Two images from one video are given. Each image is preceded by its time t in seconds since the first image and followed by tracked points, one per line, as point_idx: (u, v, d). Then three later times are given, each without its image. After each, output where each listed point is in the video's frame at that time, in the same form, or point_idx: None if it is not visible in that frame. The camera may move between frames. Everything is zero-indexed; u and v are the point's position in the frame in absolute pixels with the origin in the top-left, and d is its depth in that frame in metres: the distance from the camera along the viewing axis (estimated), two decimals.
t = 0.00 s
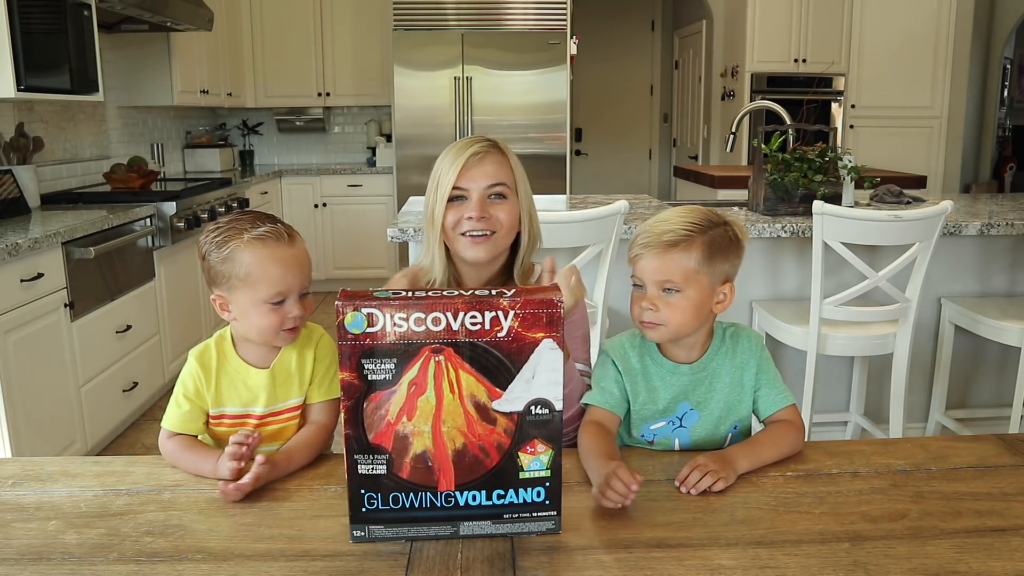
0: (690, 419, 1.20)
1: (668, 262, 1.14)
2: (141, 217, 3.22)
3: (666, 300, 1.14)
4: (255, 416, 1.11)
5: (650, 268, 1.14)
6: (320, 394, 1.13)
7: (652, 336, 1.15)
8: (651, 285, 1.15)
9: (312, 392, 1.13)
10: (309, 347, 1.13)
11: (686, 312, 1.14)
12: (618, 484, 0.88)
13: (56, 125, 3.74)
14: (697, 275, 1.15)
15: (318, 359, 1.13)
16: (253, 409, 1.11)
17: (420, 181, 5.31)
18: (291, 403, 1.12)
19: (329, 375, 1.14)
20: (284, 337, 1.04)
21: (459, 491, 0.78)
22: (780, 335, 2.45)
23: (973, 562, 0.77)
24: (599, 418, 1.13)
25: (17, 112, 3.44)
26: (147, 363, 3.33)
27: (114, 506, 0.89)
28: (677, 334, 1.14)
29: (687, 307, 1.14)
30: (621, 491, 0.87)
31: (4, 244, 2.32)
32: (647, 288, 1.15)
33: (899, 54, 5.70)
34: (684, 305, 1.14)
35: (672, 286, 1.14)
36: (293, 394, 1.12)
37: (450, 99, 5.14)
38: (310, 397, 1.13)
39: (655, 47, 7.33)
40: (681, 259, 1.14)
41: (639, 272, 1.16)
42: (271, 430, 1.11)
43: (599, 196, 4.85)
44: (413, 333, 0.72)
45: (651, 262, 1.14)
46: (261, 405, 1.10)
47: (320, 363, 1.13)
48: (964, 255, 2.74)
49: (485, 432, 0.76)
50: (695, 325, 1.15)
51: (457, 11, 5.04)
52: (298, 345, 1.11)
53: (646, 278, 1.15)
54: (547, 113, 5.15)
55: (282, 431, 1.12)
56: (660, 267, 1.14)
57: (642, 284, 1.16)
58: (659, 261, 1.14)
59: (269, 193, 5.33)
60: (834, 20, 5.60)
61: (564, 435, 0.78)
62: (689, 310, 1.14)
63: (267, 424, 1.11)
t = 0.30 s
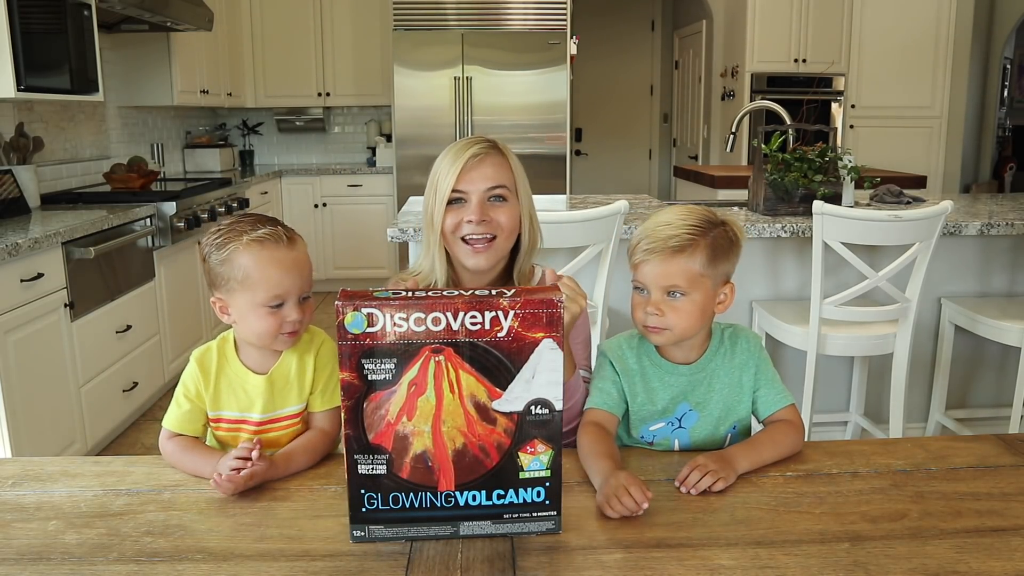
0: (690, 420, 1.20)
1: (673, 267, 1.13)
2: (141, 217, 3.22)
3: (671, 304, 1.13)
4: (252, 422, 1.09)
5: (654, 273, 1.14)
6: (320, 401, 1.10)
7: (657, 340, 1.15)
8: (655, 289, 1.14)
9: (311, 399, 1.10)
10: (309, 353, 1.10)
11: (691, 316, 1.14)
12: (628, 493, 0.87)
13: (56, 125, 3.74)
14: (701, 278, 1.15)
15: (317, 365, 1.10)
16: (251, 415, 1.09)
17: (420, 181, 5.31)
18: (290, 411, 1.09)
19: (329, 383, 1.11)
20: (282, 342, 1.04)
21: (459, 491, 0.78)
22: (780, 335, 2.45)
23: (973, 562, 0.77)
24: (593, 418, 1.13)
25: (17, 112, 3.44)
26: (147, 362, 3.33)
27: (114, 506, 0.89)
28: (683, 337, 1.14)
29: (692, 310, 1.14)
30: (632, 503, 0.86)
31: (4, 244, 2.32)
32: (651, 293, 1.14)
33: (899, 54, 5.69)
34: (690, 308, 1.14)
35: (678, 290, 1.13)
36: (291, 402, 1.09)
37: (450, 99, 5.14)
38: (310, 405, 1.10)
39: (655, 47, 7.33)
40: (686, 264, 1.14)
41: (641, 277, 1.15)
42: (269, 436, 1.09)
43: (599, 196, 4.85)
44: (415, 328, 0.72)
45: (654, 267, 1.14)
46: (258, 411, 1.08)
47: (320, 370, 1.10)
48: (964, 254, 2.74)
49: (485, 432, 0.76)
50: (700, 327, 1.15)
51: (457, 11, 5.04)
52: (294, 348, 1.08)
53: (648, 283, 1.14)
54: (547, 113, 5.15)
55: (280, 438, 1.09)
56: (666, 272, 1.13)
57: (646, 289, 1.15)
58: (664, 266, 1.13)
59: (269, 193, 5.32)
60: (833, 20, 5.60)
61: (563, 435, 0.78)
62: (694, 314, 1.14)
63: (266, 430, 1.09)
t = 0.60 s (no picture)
0: (690, 420, 1.20)
1: (679, 267, 1.13)
2: (141, 217, 3.22)
3: (678, 304, 1.13)
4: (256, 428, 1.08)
5: (660, 273, 1.13)
6: (325, 407, 1.09)
7: (662, 340, 1.14)
8: (660, 289, 1.14)
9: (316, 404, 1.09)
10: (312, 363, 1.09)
11: (697, 315, 1.14)
12: (627, 490, 0.87)
13: (56, 125, 3.74)
14: (706, 277, 1.15)
15: (320, 371, 1.09)
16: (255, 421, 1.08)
17: (420, 181, 5.31)
18: (295, 417, 1.08)
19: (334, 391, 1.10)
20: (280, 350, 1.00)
21: (459, 491, 0.78)
22: (780, 335, 2.45)
23: (973, 562, 0.77)
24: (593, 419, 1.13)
25: (17, 112, 3.44)
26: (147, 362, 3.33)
27: (114, 506, 0.89)
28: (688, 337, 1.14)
29: (698, 309, 1.14)
30: (632, 501, 0.86)
31: (4, 244, 2.32)
32: (657, 293, 1.14)
33: (899, 54, 5.69)
34: (695, 308, 1.14)
35: (684, 290, 1.13)
36: (297, 408, 1.08)
37: (450, 99, 5.14)
38: (316, 410, 1.09)
39: (655, 47, 7.33)
40: (690, 264, 1.14)
41: (646, 278, 1.15)
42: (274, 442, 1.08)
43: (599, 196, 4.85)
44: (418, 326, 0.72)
45: (660, 267, 1.13)
46: (263, 418, 1.07)
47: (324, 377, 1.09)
48: (964, 254, 2.74)
49: (485, 432, 0.76)
50: (705, 326, 1.15)
51: (457, 11, 5.04)
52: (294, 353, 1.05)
53: (654, 283, 1.14)
54: (547, 113, 5.15)
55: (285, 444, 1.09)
56: (672, 273, 1.13)
57: (651, 289, 1.14)
58: (670, 266, 1.13)
59: (269, 193, 5.33)
60: (834, 20, 5.60)
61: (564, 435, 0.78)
62: (699, 314, 1.14)
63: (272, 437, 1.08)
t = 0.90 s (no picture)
0: (691, 420, 1.20)
1: (683, 265, 1.13)
2: (141, 217, 3.22)
3: (683, 302, 1.13)
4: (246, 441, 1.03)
5: (664, 271, 1.13)
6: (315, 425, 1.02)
7: (666, 339, 1.14)
8: (665, 288, 1.14)
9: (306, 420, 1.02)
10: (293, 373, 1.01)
11: (702, 314, 1.14)
12: (626, 490, 0.87)
13: (56, 125, 3.74)
14: (710, 275, 1.15)
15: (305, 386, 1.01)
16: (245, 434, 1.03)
17: (420, 181, 5.31)
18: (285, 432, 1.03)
19: (322, 400, 1.03)
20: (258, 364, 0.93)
21: (459, 491, 0.78)
22: (780, 335, 2.45)
23: (973, 562, 0.77)
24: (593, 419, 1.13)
25: (17, 112, 3.44)
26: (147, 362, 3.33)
27: (114, 506, 0.89)
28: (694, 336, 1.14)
29: (702, 307, 1.14)
30: (631, 501, 0.86)
31: (4, 244, 2.32)
32: (662, 292, 1.14)
33: (900, 54, 5.69)
34: (700, 306, 1.14)
35: (689, 287, 1.13)
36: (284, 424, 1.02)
37: (450, 99, 5.14)
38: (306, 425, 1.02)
39: (655, 47, 7.34)
40: (694, 262, 1.14)
41: (651, 277, 1.14)
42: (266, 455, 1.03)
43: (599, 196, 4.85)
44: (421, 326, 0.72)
45: (665, 266, 1.13)
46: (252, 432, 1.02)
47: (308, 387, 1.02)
48: (964, 254, 2.74)
49: (485, 432, 0.76)
50: (709, 324, 1.15)
51: (457, 11, 5.04)
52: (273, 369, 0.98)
53: (658, 282, 1.14)
54: (547, 113, 5.15)
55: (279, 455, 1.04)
56: (676, 271, 1.13)
57: (655, 288, 1.14)
58: (674, 264, 1.13)
59: (269, 193, 5.33)
60: (834, 20, 5.60)
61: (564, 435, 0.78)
62: (703, 312, 1.14)
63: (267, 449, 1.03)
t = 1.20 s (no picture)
0: (691, 420, 1.20)
1: (684, 263, 1.13)
2: (141, 217, 3.22)
3: (685, 300, 1.13)
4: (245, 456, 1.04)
5: (665, 268, 1.13)
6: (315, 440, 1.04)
7: (669, 337, 1.14)
8: (666, 287, 1.14)
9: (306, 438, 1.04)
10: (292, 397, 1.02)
11: (704, 312, 1.14)
12: (622, 490, 0.86)
13: (56, 125, 3.74)
14: (711, 272, 1.15)
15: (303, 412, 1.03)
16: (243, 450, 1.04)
17: (420, 181, 5.31)
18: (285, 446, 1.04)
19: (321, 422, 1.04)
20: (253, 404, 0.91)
21: (459, 491, 0.78)
22: (780, 335, 2.45)
23: (973, 562, 0.77)
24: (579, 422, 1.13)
25: (16, 112, 3.44)
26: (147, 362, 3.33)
27: (114, 506, 0.89)
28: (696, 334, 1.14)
29: (704, 306, 1.14)
30: (627, 499, 0.85)
31: (4, 244, 2.32)
32: (663, 290, 1.14)
33: (899, 54, 5.69)
34: (702, 303, 1.14)
35: (690, 286, 1.13)
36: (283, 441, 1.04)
37: (450, 99, 5.14)
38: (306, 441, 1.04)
39: (655, 48, 7.34)
40: (695, 260, 1.14)
41: (652, 275, 1.15)
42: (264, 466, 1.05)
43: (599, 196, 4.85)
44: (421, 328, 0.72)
45: (666, 263, 1.13)
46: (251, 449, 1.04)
47: (308, 403, 1.03)
48: (964, 255, 2.74)
49: (485, 432, 0.76)
50: (711, 323, 1.15)
51: (457, 11, 5.04)
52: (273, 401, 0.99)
53: (660, 280, 1.14)
54: (547, 113, 5.15)
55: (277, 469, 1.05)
56: (677, 270, 1.13)
57: (657, 287, 1.14)
58: (675, 261, 1.13)
59: (269, 193, 5.33)
60: (834, 20, 5.60)
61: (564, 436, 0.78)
62: (704, 309, 1.14)
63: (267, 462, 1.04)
